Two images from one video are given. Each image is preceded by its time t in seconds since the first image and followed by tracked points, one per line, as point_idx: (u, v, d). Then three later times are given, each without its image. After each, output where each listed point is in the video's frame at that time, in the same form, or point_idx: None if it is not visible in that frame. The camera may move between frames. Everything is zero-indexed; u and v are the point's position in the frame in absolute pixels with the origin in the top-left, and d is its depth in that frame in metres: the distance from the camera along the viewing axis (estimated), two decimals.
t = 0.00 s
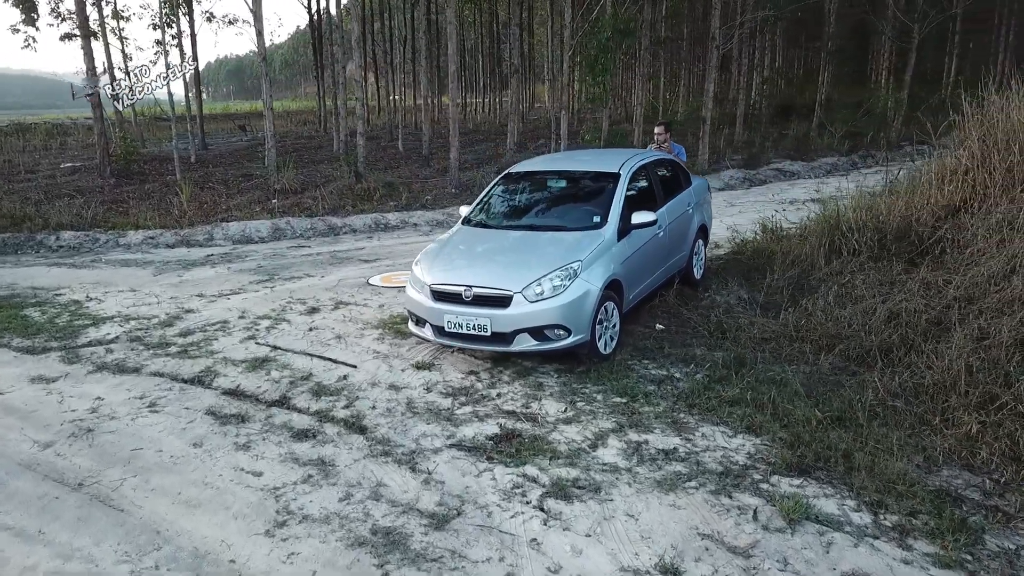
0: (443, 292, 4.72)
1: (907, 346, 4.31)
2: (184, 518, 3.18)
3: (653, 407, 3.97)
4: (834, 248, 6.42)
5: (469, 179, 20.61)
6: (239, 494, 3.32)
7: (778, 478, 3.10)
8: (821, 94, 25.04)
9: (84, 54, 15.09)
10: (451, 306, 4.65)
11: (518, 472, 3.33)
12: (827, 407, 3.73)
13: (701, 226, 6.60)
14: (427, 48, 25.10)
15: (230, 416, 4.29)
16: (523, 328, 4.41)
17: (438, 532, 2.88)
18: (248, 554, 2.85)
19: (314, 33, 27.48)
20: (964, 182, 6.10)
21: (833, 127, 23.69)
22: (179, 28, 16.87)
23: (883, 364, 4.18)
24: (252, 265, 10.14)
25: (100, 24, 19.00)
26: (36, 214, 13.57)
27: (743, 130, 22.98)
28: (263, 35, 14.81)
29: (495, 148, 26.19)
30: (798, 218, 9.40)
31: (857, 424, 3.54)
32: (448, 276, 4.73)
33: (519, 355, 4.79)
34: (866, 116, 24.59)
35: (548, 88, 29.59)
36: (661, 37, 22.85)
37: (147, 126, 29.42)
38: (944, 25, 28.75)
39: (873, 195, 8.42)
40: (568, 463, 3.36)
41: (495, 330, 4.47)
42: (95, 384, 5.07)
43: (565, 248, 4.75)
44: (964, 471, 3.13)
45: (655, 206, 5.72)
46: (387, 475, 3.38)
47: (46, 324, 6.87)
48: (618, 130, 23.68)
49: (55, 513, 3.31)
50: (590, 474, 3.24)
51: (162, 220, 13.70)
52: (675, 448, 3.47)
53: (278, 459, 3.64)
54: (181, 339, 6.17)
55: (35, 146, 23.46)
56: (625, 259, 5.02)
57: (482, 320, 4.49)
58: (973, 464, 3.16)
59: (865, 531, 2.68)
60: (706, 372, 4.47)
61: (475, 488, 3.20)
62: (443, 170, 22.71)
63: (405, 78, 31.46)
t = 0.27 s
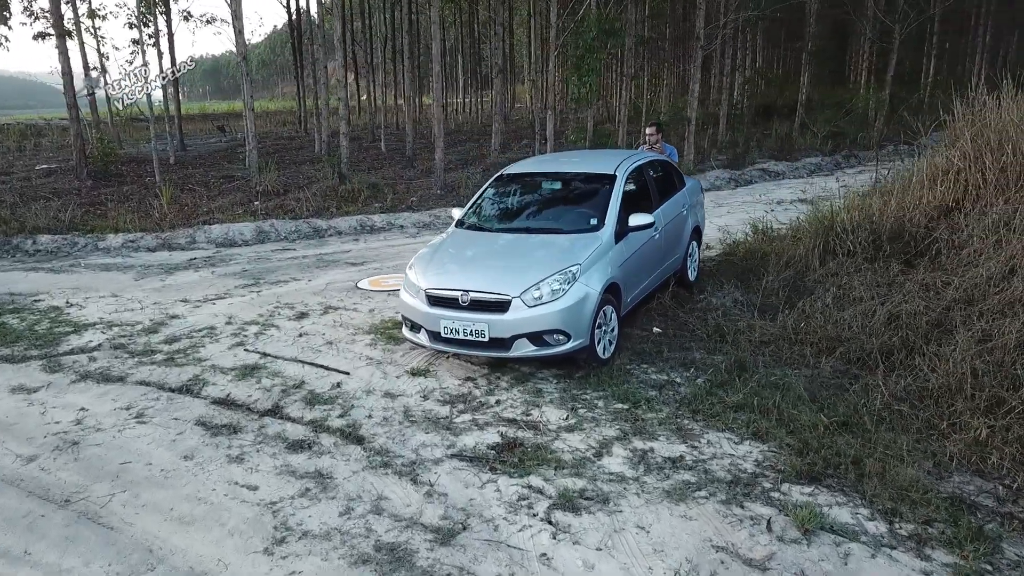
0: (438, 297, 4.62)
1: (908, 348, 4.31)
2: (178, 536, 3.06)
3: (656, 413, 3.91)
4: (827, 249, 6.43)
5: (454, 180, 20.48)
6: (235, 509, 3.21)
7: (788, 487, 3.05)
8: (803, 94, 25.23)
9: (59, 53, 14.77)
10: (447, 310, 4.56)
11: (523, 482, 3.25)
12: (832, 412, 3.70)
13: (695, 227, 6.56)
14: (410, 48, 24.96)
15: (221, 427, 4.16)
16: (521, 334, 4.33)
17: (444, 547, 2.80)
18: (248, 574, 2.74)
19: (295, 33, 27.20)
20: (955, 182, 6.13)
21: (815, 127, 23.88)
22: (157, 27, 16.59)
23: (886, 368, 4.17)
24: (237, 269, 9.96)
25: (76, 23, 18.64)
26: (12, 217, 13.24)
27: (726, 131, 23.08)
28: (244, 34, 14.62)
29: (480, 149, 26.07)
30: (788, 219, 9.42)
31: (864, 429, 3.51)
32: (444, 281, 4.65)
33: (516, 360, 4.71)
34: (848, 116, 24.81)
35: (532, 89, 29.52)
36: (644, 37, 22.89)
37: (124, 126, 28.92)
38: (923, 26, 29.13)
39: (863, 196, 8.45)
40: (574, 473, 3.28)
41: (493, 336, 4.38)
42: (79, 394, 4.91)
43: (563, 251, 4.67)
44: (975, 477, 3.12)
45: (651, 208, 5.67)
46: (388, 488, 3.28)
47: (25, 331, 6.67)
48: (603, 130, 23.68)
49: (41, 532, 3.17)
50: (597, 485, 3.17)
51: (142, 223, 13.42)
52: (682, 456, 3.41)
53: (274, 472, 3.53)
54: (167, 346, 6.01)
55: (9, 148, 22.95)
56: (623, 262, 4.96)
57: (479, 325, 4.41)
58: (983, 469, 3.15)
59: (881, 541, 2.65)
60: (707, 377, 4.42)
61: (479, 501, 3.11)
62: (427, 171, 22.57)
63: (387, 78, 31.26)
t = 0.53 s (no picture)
0: (439, 301, 4.53)
1: (915, 352, 4.27)
2: (176, 554, 2.95)
3: (664, 420, 3.84)
4: (826, 251, 6.40)
5: (444, 181, 20.37)
6: (236, 525, 3.10)
7: (805, 496, 2.99)
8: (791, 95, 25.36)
9: (41, 53, 14.53)
10: (448, 316, 4.47)
11: (533, 493, 3.17)
12: (842, 417, 3.65)
13: (694, 228, 6.51)
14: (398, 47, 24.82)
15: (218, 437, 4.04)
16: (525, 339, 4.25)
17: (455, 564, 2.71)
18: None
19: (281, 32, 26.98)
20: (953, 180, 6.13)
21: (803, 128, 24.00)
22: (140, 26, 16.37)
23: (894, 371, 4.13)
24: (226, 273, 9.80)
25: (57, 23, 18.35)
26: None
27: (715, 131, 23.15)
28: (229, 34, 14.45)
29: (468, 150, 25.99)
30: (782, 221, 9.42)
31: (876, 435, 3.46)
32: (445, 284, 4.55)
33: (518, 366, 4.63)
34: (836, 116, 24.97)
35: (520, 89, 29.44)
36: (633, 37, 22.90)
37: (107, 127, 28.54)
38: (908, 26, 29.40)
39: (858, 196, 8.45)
40: (584, 483, 3.21)
41: (496, 341, 4.29)
42: (67, 404, 4.77)
43: (566, 254, 4.59)
44: (992, 484, 3.08)
45: (652, 210, 5.61)
46: (393, 501, 3.19)
47: (9, 338, 6.49)
48: (592, 131, 23.66)
49: (32, 551, 3.05)
50: (609, 496, 3.10)
51: (127, 226, 13.20)
52: (693, 464, 3.34)
53: (274, 484, 3.42)
54: (158, 353, 5.87)
55: None
56: (626, 265, 4.89)
57: (482, 330, 4.32)
58: (1000, 476, 3.12)
59: (904, 552, 2.60)
60: (713, 382, 4.36)
61: (489, 514, 3.03)
62: (415, 172, 22.44)
63: (375, 79, 31.10)
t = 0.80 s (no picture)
0: (442, 306, 4.43)
1: (924, 355, 4.24)
2: (177, 573, 2.84)
3: (674, 428, 3.77)
4: (827, 253, 6.38)
5: (434, 182, 20.26)
6: (238, 541, 2.99)
7: (824, 506, 2.93)
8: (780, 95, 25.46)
9: (23, 53, 14.26)
10: (451, 321, 4.38)
11: (545, 506, 3.09)
12: (855, 423, 3.60)
13: (695, 230, 6.45)
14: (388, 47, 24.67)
15: (215, 448, 3.92)
16: (530, 345, 4.16)
17: None
18: None
19: (268, 33, 26.74)
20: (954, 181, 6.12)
21: (792, 128, 24.09)
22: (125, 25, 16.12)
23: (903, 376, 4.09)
24: (217, 276, 9.65)
25: (39, 22, 18.05)
26: None
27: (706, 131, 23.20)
28: (217, 33, 14.27)
29: (459, 151, 25.89)
30: (778, 223, 9.41)
31: (891, 441, 3.42)
32: (447, 289, 4.46)
33: (521, 372, 4.55)
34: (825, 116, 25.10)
35: (510, 90, 29.37)
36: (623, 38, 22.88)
37: (91, 128, 28.16)
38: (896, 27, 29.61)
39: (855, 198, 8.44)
40: (598, 495, 3.13)
41: (501, 347, 4.21)
42: (58, 414, 4.63)
43: (571, 257, 4.52)
44: (1011, 492, 3.04)
45: (655, 212, 5.54)
46: (401, 514, 3.09)
47: None
48: (583, 131, 23.64)
49: (25, 572, 2.92)
50: (624, 507, 3.02)
51: (114, 229, 12.99)
52: (707, 473, 3.27)
53: (277, 498, 3.32)
54: (150, 360, 5.73)
55: None
56: (630, 268, 4.82)
57: (486, 336, 4.23)
58: (1019, 483, 3.07)
59: (931, 565, 2.54)
60: (721, 387, 4.30)
61: (501, 528, 2.94)
62: (406, 172, 22.33)
63: (364, 79, 30.90)
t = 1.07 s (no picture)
0: (442, 311, 4.34)
1: (931, 358, 4.21)
2: None
3: (683, 435, 3.70)
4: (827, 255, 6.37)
5: (423, 183, 20.13)
6: (240, 560, 2.88)
7: (843, 515, 2.87)
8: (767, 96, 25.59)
9: (1, 52, 13.95)
10: (452, 326, 4.29)
11: (557, 518, 3.00)
12: (867, 429, 3.56)
13: (694, 232, 6.42)
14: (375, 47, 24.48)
15: (212, 460, 3.80)
16: (535, 350, 4.08)
17: None
18: None
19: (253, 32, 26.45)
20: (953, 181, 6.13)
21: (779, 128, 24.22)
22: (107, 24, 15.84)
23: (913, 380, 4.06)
24: (205, 280, 9.47)
25: (18, 21, 17.70)
26: None
27: (694, 131, 23.24)
28: (202, 33, 14.04)
29: (447, 151, 25.77)
30: (772, 224, 9.40)
31: (905, 446, 3.37)
32: (449, 293, 4.37)
33: (523, 378, 4.47)
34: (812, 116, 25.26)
35: (498, 91, 29.28)
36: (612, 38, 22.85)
37: (71, 129, 27.72)
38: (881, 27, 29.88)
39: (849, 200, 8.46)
40: (610, 506, 3.05)
41: (504, 353, 4.12)
42: (45, 426, 4.48)
43: (574, 261, 4.44)
44: None
45: (656, 214, 5.48)
46: (409, 529, 3.00)
47: None
48: (571, 131, 23.60)
49: None
50: (638, 519, 2.94)
51: (97, 232, 12.74)
52: (721, 482, 3.20)
53: (278, 513, 3.21)
54: (139, 368, 5.59)
55: None
56: (634, 272, 4.75)
57: (490, 341, 4.14)
58: None
59: None
60: (728, 393, 4.25)
61: (513, 542, 2.85)
62: (394, 173, 22.18)
63: (350, 79, 30.66)
